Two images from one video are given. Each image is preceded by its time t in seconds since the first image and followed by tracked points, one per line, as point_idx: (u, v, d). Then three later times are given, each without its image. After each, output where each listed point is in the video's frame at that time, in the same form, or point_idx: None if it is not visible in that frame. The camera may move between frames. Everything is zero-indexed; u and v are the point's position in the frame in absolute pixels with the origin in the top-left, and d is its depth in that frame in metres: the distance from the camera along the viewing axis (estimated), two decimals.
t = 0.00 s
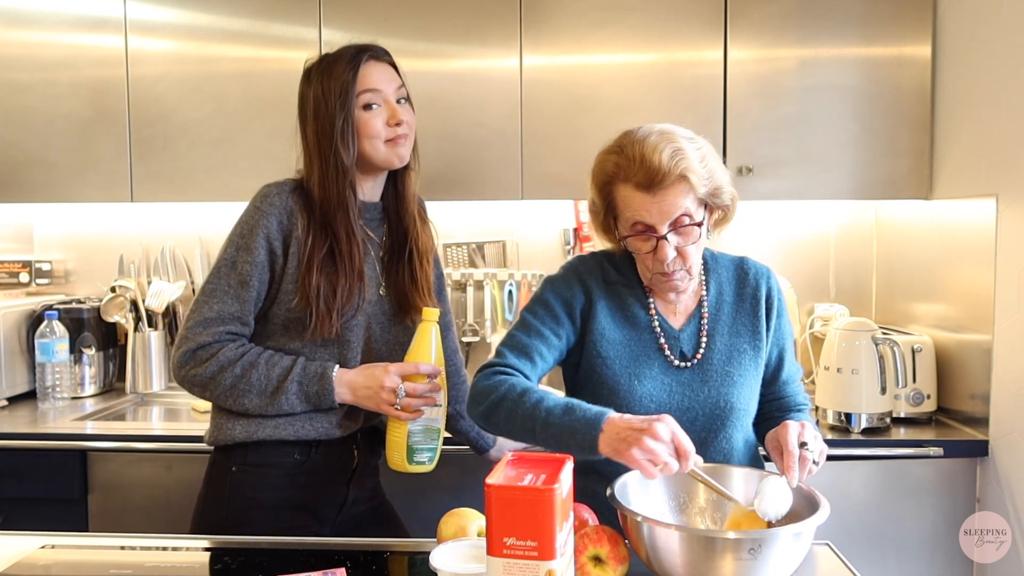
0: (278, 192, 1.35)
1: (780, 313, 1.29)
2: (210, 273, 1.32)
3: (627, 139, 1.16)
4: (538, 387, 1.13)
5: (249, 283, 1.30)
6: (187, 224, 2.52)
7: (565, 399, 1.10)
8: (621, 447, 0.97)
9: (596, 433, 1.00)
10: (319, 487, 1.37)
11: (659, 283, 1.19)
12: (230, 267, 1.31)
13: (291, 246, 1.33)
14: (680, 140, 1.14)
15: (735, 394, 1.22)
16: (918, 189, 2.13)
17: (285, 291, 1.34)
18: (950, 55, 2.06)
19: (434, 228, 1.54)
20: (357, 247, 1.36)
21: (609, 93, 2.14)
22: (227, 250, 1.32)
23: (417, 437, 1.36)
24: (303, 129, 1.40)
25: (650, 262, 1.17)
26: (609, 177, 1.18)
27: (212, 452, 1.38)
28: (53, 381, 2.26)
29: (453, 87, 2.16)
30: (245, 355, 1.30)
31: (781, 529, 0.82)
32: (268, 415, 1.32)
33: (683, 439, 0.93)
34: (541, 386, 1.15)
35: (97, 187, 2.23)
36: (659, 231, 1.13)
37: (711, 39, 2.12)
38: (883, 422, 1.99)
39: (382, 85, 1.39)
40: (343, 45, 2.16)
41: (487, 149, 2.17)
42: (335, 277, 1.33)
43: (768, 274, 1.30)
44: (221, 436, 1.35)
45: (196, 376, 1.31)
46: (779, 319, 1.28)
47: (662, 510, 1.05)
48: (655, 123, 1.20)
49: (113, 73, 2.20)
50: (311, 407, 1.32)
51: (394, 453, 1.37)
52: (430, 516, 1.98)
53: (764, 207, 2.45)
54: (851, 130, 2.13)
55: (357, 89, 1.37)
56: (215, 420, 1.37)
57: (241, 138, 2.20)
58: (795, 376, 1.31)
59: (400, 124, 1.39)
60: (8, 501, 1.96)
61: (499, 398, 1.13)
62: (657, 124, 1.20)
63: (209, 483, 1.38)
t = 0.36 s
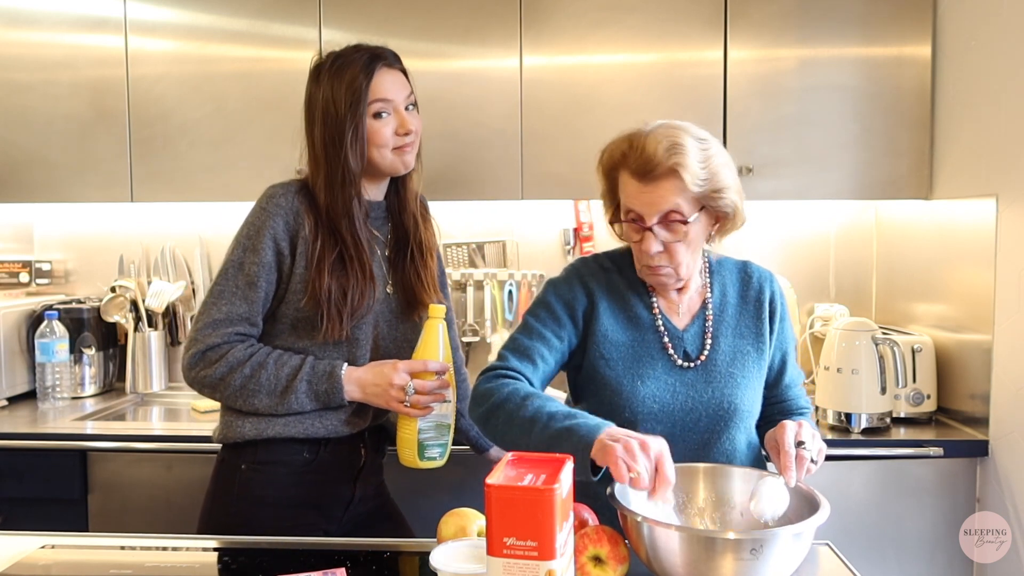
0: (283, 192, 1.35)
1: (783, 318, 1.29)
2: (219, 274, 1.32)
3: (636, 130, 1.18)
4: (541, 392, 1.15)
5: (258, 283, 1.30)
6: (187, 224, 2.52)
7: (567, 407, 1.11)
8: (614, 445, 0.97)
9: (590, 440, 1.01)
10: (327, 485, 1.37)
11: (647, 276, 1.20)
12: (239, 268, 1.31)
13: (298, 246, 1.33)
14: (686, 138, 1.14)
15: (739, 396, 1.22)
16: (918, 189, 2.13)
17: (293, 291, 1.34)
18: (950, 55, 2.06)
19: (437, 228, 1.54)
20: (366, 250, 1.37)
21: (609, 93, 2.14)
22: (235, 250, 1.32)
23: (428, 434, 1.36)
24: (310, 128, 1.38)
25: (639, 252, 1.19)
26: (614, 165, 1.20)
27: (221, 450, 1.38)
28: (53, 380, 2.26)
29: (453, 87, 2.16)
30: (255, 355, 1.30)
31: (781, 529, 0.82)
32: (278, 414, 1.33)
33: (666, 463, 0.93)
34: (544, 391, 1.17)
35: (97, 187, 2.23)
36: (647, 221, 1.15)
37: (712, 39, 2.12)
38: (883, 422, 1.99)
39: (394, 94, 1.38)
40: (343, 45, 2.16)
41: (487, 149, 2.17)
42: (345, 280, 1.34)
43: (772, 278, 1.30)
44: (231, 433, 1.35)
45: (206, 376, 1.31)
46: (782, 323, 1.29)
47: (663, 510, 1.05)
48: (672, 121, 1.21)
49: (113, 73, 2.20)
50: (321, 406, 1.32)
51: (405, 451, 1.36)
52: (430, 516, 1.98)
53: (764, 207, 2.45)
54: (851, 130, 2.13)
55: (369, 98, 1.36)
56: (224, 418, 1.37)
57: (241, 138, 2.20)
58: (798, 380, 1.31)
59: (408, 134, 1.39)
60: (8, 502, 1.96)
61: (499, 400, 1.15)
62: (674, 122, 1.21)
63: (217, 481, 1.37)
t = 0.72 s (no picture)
0: (284, 191, 1.35)
1: (788, 320, 1.28)
2: (221, 273, 1.32)
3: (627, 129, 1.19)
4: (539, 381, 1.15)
5: (260, 282, 1.30)
6: (187, 224, 2.52)
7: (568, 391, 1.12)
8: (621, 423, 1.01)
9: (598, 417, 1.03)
10: (330, 483, 1.37)
11: (636, 274, 1.21)
12: (240, 267, 1.31)
13: (298, 246, 1.33)
14: (673, 135, 1.15)
15: (738, 396, 1.21)
16: (918, 189, 2.13)
17: (295, 290, 1.34)
18: (950, 55, 2.06)
19: (437, 226, 1.54)
20: (366, 247, 1.36)
21: (609, 93, 2.14)
22: (237, 249, 1.32)
23: (432, 434, 1.35)
24: (314, 125, 1.38)
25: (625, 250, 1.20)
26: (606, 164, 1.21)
27: (224, 450, 1.39)
28: (53, 380, 2.26)
29: (452, 87, 2.16)
30: (258, 355, 1.30)
31: (781, 529, 0.82)
32: (282, 413, 1.33)
33: (679, 440, 0.98)
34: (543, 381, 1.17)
35: (97, 187, 2.23)
36: (631, 220, 1.16)
37: (712, 39, 2.12)
38: (883, 422, 1.99)
39: (398, 98, 1.38)
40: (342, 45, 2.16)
41: (486, 149, 2.17)
42: (346, 277, 1.33)
43: (776, 281, 1.29)
44: (234, 432, 1.35)
45: (210, 376, 1.31)
46: (786, 327, 1.28)
47: (663, 509, 1.04)
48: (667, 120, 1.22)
49: (113, 73, 2.20)
50: (325, 405, 1.32)
51: (411, 451, 1.35)
52: (430, 515, 1.98)
53: (764, 207, 2.45)
54: (851, 130, 2.13)
55: (373, 100, 1.35)
56: (227, 417, 1.37)
57: (241, 139, 2.20)
58: (801, 383, 1.30)
59: (409, 137, 1.38)
60: (8, 501, 1.96)
61: (499, 395, 1.14)
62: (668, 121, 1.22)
63: (220, 481, 1.38)
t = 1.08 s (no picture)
0: (268, 195, 1.35)
1: (779, 323, 1.28)
2: (204, 279, 1.33)
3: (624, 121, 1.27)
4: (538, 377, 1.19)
5: (243, 288, 1.30)
6: (187, 224, 2.52)
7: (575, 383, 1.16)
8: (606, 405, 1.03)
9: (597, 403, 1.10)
10: (318, 485, 1.38)
11: (621, 259, 1.24)
12: (223, 273, 1.31)
13: (282, 249, 1.33)
14: (665, 125, 1.22)
15: (721, 396, 1.21)
16: (919, 189, 2.13)
17: (280, 293, 1.34)
18: (950, 55, 2.06)
19: (430, 229, 1.54)
20: (355, 249, 1.36)
21: (608, 93, 2.14)
22: (220, 254, 1.32)
23: (412, 445, 1.35)
24: (309, 120, 1.37)
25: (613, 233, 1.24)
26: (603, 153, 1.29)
27: (210, 453, 1.38)
28: (53, 380, 2.26)
29: (453, 87, 2.16)
30: (240, 360, 1.30)
31: (781, 529, 0.82)
32: (264, 418, 1.32)
33: (659, 404, 1.01)
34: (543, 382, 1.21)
35: (97, 187, 2.23)
36: (617, 199, 1.21)
37: (711, 39, 2.12)
38: (883, 422, 1.99)
39: (393, 100, 1.36)
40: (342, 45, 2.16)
41: (487, 149, 2.17)
42: (330, 277, 1.34)
43: (767, 284, 1.29)
44: (218, 435, 1.35)
45: (193, 383, 1.31)
46: (778, 330, 1.28)
47: (663, 510, 1.04)
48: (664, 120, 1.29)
49: (113, 73, 2.20)
50: (308, 411, 1.32)
51: (392, 462, 1.36)
52: (430, 516, 1.98)
53: (764, 207, 2.45)
54: (851, 129, 2.13)
55: (369, 102, 1.34)
56: (211, 420, 1.37)
57: (241, 139, 2.20)
58: (793, 386, 1.30)
59: (398, 144, 1.37)
60: (8, 502, 1.96)
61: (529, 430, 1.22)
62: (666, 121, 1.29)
63: (207, 485, 1.37)
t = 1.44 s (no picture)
0: (268, 193, 1.35)
1: (780, 324, 1.28)
2: (205, 277, 1.33)
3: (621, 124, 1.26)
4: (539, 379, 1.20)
5: (244, 286, 1.30)
6: (187, 224, 2.52)
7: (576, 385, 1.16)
8: (614, 408, 1.02)
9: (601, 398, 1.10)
10: (319, 485, 1.38)
11: (619, 263, 1.24)
12: (224, 271, 1.31)
13: (283, 247, 1.33)
14: (662, 127, 1.21)
15: (720, 395, 1.21)
16: (919, 189, 2.13)
17: (281, 292, 1.34)
18: (950, 55, 2.06)
19: (430, 228, 1.54)
20: (356, 247, 1.37)
21: (608, 93, 2.14)
22: (221, 253, 1.32)
23: (415, 444, 1.35)
24: (309, 120, 1.37)
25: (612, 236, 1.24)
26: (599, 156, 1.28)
27: (211, 453, 1.38)
28: (53, 380, 2.26)
29: (453, 87, 2.16)
30: (242, 359, 1.30)
31: (781, 530, 0.82)
32: (266, 417, 1.32)
33: (667, 409, 1.01)
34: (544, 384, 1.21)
35: (97, 187, 2.23)
36: (616, 203, 1.21)
37: (711, 39, 2.12)
38: (883, 422, 1.99)
39: (393, 101, 1.36)
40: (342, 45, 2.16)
41: (487, 149, 2.17)
42: (331, 276, 1.34)
43: (767, 284, 1.29)
44: (220, 435, 1.35)
45: (194, 382, 1.31)
46: (778, 330, 1.28)
47: (663, 510, 1.04)
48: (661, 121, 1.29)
49: (113, 73, 2.20)
50: (310, 409, 1.32)
51: (394, 461, 1.36)
52: (430, 516, 1.98)
53: (763, 207, 2.46)
54: (851, 129, 2.13)
55: (369, 102, 1.34)
56: (213, 419, 1.37)
57: (241, 139, 2.20)
58: (794, 386, 1.30)
59: (398, 145, 1.37)
60: (8, 502, 1.96)
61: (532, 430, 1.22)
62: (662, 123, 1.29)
63: (208, 485, 1.37)
